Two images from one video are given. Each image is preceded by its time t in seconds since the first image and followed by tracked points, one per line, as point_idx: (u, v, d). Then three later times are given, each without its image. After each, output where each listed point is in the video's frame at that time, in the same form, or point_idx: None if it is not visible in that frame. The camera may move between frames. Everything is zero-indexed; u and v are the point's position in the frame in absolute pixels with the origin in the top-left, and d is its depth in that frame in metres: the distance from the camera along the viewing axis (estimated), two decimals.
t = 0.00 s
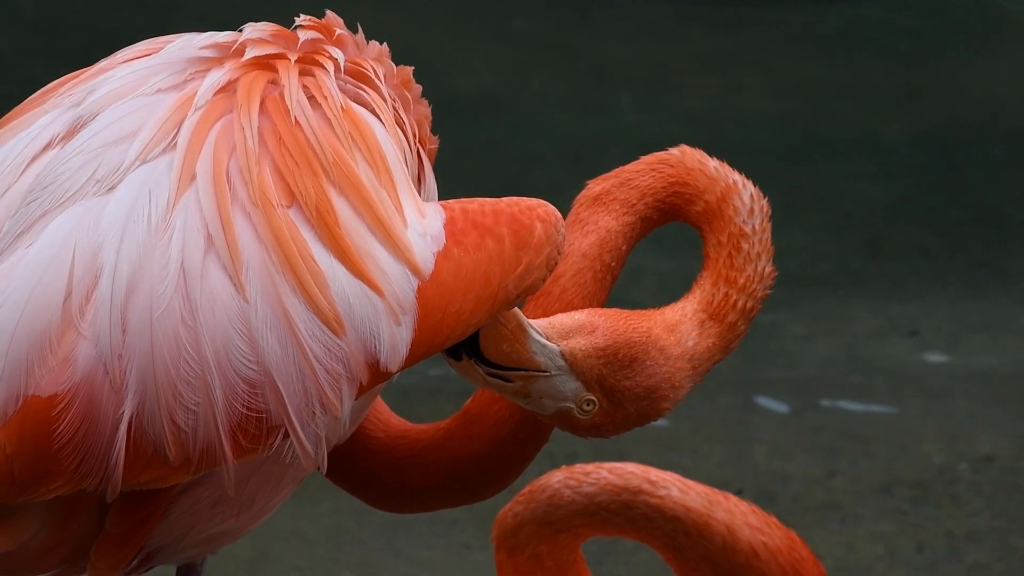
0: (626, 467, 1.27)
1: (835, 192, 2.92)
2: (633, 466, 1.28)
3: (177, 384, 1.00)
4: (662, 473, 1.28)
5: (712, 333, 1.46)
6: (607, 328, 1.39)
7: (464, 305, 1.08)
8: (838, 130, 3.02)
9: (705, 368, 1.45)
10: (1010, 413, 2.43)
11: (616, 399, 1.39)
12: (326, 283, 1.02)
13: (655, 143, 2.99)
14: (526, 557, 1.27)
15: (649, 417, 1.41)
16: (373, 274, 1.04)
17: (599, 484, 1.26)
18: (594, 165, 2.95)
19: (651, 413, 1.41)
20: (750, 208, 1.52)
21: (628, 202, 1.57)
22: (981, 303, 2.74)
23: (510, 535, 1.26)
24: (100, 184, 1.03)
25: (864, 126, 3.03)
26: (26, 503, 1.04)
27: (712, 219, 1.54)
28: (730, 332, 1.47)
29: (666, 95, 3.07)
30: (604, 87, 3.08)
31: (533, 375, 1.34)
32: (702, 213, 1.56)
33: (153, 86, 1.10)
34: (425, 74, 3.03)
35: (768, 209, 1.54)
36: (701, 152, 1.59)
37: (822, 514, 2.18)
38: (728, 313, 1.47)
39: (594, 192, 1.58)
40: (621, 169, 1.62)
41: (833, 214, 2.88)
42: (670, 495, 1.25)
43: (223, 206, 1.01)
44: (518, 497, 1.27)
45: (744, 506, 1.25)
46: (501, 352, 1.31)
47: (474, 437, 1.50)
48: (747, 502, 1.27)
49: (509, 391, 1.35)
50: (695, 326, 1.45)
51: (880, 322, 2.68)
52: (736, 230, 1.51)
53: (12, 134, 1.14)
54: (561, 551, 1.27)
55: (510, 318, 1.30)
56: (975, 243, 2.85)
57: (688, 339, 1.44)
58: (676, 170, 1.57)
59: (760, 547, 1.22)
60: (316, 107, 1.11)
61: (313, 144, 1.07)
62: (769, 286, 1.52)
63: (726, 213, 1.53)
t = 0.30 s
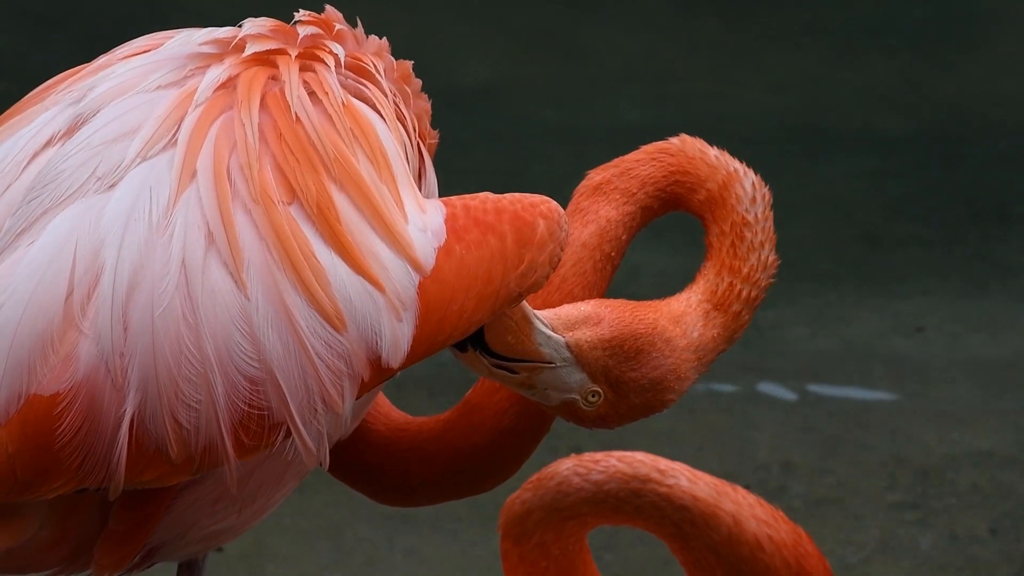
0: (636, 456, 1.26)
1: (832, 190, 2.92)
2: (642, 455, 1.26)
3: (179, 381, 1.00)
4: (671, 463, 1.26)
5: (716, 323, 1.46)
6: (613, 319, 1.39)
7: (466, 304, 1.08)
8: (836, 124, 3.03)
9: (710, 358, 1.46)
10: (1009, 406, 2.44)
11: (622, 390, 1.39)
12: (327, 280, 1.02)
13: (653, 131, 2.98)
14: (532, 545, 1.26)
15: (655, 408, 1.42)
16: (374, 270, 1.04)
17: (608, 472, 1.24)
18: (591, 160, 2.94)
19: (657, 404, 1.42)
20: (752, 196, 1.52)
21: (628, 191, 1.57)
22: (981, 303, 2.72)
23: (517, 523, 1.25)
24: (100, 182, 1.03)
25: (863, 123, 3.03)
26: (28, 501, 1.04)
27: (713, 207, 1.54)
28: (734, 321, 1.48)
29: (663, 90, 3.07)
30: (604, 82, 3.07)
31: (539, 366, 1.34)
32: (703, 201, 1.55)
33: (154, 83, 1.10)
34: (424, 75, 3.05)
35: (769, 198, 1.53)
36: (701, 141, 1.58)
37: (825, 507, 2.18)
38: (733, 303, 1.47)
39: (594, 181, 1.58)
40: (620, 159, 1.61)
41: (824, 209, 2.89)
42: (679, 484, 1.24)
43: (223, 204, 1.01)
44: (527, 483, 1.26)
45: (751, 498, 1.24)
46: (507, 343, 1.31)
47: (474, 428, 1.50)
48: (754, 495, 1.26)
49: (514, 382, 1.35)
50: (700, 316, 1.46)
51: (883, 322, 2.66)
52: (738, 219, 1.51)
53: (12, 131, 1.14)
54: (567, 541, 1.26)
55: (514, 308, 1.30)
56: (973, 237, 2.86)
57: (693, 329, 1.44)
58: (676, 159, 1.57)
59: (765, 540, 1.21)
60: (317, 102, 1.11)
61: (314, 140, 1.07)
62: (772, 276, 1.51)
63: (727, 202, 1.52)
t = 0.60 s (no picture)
0: (642, 450, 1.25)
1: (830, 185, 2.92)
2: (649, 449, 1.25)
3: (178, 379, 1.00)
4: (678, 456, 1.25)
5: (724, 318, 1.46)
6: (622, 322, 1.39)
7: (467, 308, 1.09)
8: (840, 119, 3.02)
9: (718, 354, 1.46)
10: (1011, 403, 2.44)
11: (630, 391, 1.40)
12: (327, 277, 1.03)
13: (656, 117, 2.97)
14: (538, 540, 1.25)
15: (664, 406, 1.42)
16: (373, 267, 1.04)
17: (615, 466, 1.23)
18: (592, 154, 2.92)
19: (665, 402, 1.42)
20: (756, 185, 1.51)
21: (631, 180, 1.56)
22: (981, 302, 2.72)
23: (523, 518, 1.24)
24: (101, 180, 1.03)
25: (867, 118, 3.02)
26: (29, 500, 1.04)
27: (717, 196, 1.54)
28: (741, 315, 1.48)
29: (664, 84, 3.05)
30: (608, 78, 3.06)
31: (547, 370, 1.35)
32: (707, 190, 1.55)
33: (154, 81, 1.10)
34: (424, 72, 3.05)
35: (773, 185, 1.53)
36: (704, 128, 1.58)
37: (826, 505, 2.18)
38: (740, 297, 1.47)
39: (597, 170, 1.57)
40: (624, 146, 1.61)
41: (828, 207, 2.88)
42: (686, 477, 1.23)
43: (223, 201, 1.01)
44: (533, 479, 1.25)
45: (758, 493, 1.23)
46: (516, 349, 1.32)
47: (480, 421, 1.50)
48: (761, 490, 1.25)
49: (522, 385, 1.36)
50: (708, 313, 1.46)
51: (884, 322, 2.65)
52: (743, 208, 1.50)
53: (13, 129, 1.14)
54: (574, 536, 1.25)
55: (523, 313, 1.29)
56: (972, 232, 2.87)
57: (702, 327, 1.44)
58: (679, 147, 1.57)
59: (773, 533, 1.20)
60: (317, 100, 1.11)
61: (314, 137, 1.07)
62: (778, 264, 1.51)
63: (731, 191, 1.52)
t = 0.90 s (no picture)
0: (654, 440, 1.19)
1: (832, 186, 2.90)
2: (660, 440, 1.20)
3: (177, 379, 1.00)
4: (689, 449, 1.20)
5: (732, 314, 1.47)
6: (631, 324, 1.39)
7: (467, 311, 1.09)
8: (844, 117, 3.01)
9: (726, 348, 1.47)
10: (1012, 400, 2.44)
11: (640, 391, 1.40)
12: (326, 278, 1.03)
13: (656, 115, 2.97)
14: (547, 530, 1.20)
15: (675, 403, 1.43)
16: (372, 267, 1.04)
17: (626, 456, 1.18)
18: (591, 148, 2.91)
19: (676, 399, 1.43)
20: (766, 180, 1.50)
21: (638, 174, 1.55)
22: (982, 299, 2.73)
23: (532, 505, 1.19)
24: (101, 179, 1.03)
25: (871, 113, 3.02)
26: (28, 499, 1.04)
27: (726, 190, 1.52)
28: (750, 310, 1.48)
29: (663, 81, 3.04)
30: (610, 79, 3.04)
31: (557, 377, 1.34)
32: (716, 184, 1.53)
33: (155, 79, 1.10)
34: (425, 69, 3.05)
35: (782, 180, 1.52)
36: (712, 121, 1.56)
37: (826, 502, 2.17)
38: (748, 292, 1.47)
39: (605, 162, 1.56)
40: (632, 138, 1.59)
41: (831, 203, 2.88)
42: (696, 469, 1.17)
43: (223, 201, 1.01)
44: (543, 468, 1.20)
45: (767, 489, 1.17)
46: (526, 361, 1.31)
47: (485, 414, 1.51)
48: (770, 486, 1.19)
49: (533, 393, 1.35)
50: (717, 310, 1.46)
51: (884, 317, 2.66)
52: (751, 203, 1.49)
53: (13, 126, 1.14)
54: (582, 525, 1.19)
55: (532, 324, 1.29)
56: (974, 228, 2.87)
57: (710, 324, 1.45)
58: (688, 140, 1.55)
59: (779, 529, 1.14)
60: (318, 99, 1.11)
61: (315, 136, 1.07)
62: (787, 257, 1.51)
63: (739, 185, 1.51)
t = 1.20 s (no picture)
0: (665, 437, 1.14)
1: (840, 185, 2.94)
2: (671, 437, 1.14)
3: (176, 379, 1.00)
4: (701, 446, 1.14)
5: (740, 311, 1.47)
6: (644, 331, 1.38)
7: (467, 316, 1.09)
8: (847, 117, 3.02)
9: (735, 345, 1.47)
10: (1016, 397, 2.44)
11: (654, 396, 1.41)
12: (326, 279, 1.03)
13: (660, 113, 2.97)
14: (558, 528, 1.14)
15: (688, 404, 1.44)
16: (372, 269, 1.04)
17: (636, 452, 1.12)
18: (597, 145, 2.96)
19: (687, 401, 1.44)
20: (767, 172, 1.50)
21: (638, 167, 1.53)
22: (987, 292, 2.78)
23: (542, 503, 1.14)
24: (102, 178, 1.03)
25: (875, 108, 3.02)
26: (26, 498, 1.04)
27: (727, 182, 1.52)
28: (757, 305, 1.49)
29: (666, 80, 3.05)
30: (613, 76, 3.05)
31: (574, 388, 1.34)
32: (716, 177, 1.53)
33: (156, 78, 1.10)
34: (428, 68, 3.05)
35: (782, 170, 1.52)
36: (710, 111, 1.56)
37: (829, 500, 2.17)
38: (755, 287, 1.48)
39: (604, 156, 1.54)
40: (629, 130, 1.58)
41: (835, 204, 2.92)
42: (707, 465, 1.11)
43: (224, 202, 1.01)
44: (552, 466, 1.15)
45: (779, 484, 1.11)
46: (542, 375, 1.31)
47: (490, 413, 1.50)
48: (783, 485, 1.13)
49: (549, 404, 1.35)
50: (726, 308, 1.46)
51: (886, 310, 2.71)
52: (754, 196, 1.49)
53: (16, 124, 1.14)
54: (593, 522, 1.14)
55: (547, 338, 1.29)
56: (979, 222, 2.91)
57: (720, 323, 1.45)
58: (687, 132, 1.54)
59: (792, 524, 1.08)
60: (320, 99, 1.12)
61: (316, 137, 1.07)
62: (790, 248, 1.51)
63: (740, 177, 1.51)
